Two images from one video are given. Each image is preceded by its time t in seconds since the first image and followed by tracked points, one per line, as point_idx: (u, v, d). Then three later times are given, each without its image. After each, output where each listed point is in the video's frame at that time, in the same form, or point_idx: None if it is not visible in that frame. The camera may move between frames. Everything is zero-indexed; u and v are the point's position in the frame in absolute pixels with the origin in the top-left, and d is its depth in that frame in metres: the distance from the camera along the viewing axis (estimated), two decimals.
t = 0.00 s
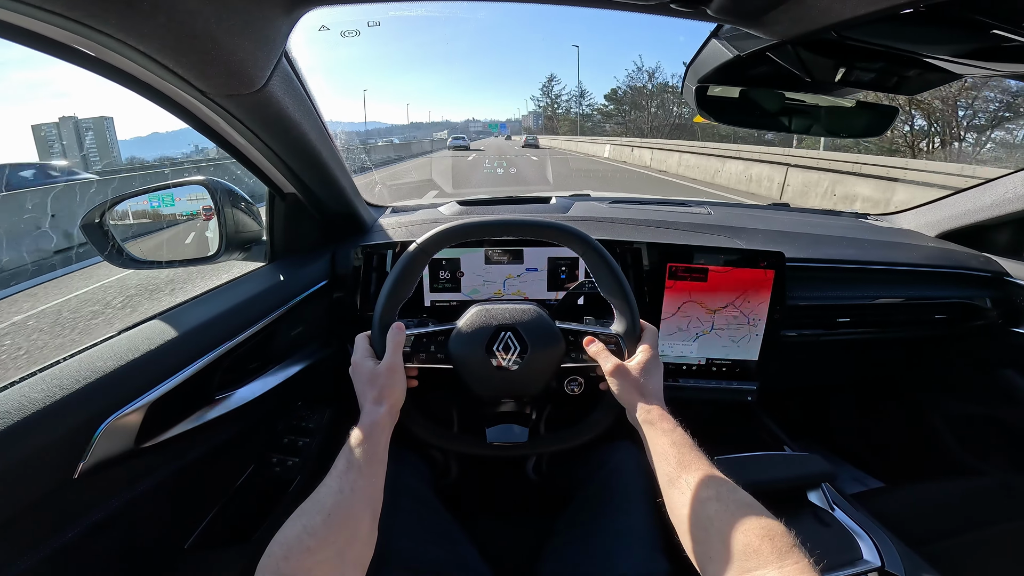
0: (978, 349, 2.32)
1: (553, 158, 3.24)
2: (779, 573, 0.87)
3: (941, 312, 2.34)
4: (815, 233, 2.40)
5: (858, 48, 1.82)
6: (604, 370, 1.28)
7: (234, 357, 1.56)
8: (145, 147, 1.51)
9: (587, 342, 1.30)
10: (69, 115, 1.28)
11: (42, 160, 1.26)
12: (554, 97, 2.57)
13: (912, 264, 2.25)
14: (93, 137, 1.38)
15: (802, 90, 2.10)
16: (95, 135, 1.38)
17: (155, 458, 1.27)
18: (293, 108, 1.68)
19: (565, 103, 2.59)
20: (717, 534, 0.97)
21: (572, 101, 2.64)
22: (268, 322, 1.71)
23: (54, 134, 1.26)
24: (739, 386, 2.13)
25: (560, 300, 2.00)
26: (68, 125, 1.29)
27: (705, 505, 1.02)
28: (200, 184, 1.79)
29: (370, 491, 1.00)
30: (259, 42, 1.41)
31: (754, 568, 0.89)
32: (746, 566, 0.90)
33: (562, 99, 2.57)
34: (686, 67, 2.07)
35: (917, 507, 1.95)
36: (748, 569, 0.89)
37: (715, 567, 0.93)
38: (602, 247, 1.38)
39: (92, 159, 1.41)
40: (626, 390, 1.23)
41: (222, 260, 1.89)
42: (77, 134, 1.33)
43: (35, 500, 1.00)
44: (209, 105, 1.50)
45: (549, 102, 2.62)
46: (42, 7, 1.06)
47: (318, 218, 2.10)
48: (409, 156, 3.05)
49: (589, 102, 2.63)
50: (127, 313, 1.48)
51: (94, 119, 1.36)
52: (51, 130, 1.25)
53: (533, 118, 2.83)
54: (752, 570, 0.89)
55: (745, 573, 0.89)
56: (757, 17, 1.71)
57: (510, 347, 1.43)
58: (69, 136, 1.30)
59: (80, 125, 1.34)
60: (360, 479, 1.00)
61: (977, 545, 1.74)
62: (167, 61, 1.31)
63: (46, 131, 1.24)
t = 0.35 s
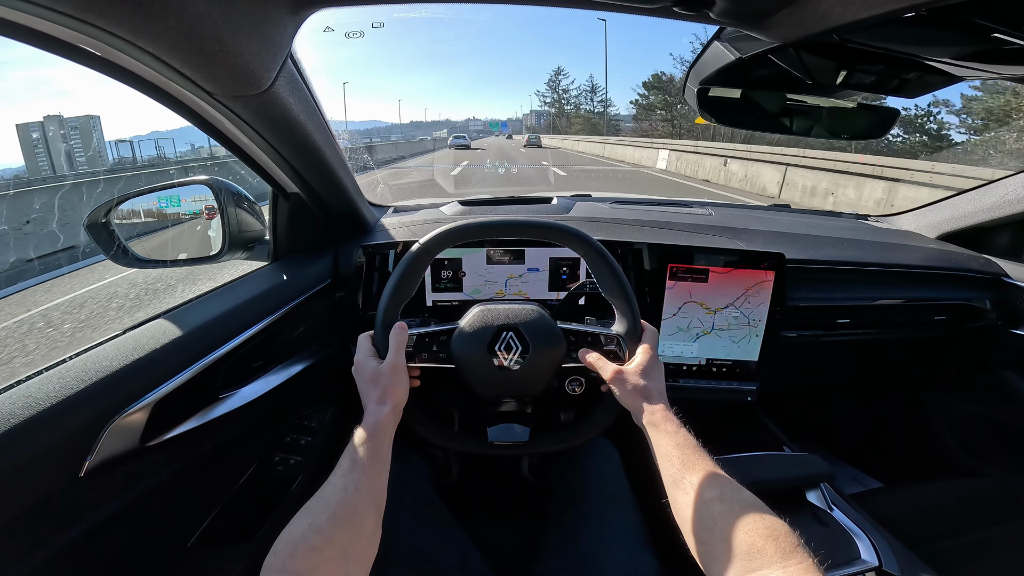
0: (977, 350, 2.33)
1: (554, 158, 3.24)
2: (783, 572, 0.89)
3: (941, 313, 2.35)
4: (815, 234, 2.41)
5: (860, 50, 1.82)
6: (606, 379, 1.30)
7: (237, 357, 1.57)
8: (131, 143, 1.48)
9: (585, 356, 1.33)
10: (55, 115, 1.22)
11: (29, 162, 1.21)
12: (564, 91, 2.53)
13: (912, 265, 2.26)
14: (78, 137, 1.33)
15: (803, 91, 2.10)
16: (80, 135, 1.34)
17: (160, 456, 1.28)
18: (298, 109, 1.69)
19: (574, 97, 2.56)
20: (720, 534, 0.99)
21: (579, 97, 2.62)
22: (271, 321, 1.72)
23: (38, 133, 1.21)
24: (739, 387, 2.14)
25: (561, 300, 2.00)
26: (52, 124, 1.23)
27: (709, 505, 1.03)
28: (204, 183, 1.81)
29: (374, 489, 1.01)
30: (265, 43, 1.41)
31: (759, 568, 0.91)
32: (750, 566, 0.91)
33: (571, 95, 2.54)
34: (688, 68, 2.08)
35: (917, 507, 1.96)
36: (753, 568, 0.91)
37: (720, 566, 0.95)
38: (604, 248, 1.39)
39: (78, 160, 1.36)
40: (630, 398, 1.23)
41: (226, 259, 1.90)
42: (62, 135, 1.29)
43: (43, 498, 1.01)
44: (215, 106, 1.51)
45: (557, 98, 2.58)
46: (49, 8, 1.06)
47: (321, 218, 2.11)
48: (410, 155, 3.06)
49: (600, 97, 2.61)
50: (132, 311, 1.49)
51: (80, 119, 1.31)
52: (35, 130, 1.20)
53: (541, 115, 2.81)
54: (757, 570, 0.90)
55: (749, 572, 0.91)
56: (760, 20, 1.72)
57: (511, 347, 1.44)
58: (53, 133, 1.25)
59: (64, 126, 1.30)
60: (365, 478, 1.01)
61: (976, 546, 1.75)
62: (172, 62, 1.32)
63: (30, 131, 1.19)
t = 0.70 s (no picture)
0: (978, 353, 2.31)
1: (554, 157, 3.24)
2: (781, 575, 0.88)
3: (941, 315, 2.34)
4: (815, 235, 2.39)
5: (860, 50, 1.82)
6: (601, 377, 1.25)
7: (233, 356, 1.56)
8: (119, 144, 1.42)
9: (580, 354, 1.26)
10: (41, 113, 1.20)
11: (13, 161, 1.19)
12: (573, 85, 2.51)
13: (914, 266, 2.24)
14: (65, 136, 1.30)
15: (804, 91, 2.09)
16: (67, 136, 1.31)
17: (154, 457, 1.28)
18: (293, 108, 1.69)
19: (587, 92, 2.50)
20: (718, 537, 0.98)
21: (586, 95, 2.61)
22: (268, 320, 1.72)
23: (23, 132, 1.19)
24: (738, 388, 2.14)
25: (559, 300, 2.00)
26: (38, 124, 1.21)
27: (707, 508, 1.02)
28: (202, 183, 1.80)
29: (368, 489, 1.01)
30: (259, 42, 1.41)
31: (757, 572, 0.90)
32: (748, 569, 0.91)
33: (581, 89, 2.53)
34: (687, 68, 2.07)
35: (915, 509, 1.94)
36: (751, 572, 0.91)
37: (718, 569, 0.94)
38: (600, 248, 1.38)
39: (63, 156, 1.32)
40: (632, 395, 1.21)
41: (223, 259, 1.88)
42: (49, 136, 1.26)
43: (34, 498, 1.01)
44: (211, 105, 1.51)
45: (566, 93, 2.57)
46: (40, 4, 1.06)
47: (318, 217, 2.10)
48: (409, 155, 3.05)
49: (612, 95, 2.58)
50: (128, 310, 1.49)
51: (65, 117, 1.28)
52: (20, 130, 1.18)
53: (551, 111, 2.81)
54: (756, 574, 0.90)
55: None
56: (760, 20, 1.71)
57: (508, 348, 1.44)
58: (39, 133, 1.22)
59: (51, 127, 1.27)
60: (360, 477, 1.01)
61: (976, 548, 1.73)
62: (167, 61, 1.32)
63: (14, 130, 1.17)
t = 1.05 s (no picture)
0: (988, 359, 2.27)
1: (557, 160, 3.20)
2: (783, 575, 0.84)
3: (953, 321, 2.29)
4: (823, 239, 2.36)
5: (873, 50, 1.79)
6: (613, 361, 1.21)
7: (230, 361, 1.53)
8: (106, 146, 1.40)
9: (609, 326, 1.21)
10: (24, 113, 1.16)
11: None
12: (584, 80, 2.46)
13: (922, 271, 2.21)
14: (49, 137, 1.27)
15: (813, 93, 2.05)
16: (51, 135, 1.27)
17: (146, 466, 1.24)
18: (292, 107, 1.65)
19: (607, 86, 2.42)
20: (716, 535, 0.94)
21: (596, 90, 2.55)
22: (266, 325, 1.68)
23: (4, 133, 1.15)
24: (745, 395, 2.10)
25: (564, 305, 1.96)
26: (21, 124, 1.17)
27: (705, 506, 0.98)
28: (199, 185, 1.77)
29: (365, 499, 0.97)
30: (257, 38, 1.38)
31: (756, 570, 0.86)
32: (747, 568, 0.87)
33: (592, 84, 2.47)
34: (695, 69, 2.04)
35: (926, 517, 1.90)
36: (750, 571, 0.86)
37: (715, 569, 0.90)
38: (607, 253, 1.33)
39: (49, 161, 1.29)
40: (633, 388, 1.18)
41: (221, 262, 1.86)
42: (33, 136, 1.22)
43: (18, 507, 0.97)
44: (206, 103, 1.47)
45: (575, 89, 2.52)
46: None
47: (318, 219, 2.07)
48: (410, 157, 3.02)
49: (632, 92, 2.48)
50: (124, 313, 1.45)
51: (49, 116, 1.24)
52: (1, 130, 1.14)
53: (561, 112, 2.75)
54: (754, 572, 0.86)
55: None
56: (772, 19, 1.69)
57: (512, 355, 1.40)
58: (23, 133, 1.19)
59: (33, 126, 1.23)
60: (357, 486, 0.97)
61: (989, 556, 1.70)
62: (162, 56, 1.28)
63: None
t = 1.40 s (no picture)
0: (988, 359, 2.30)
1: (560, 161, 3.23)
2: (767, 560, 0.86)
3: (952, 322, 2.32)
4: (824, 240, 2.38)
5: (877, 56, 1.82)
6: (620, 359, 1.23)
7: (243, 358, 1.55)
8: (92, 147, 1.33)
9: (620, 325, 1.24)
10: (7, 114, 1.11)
11: None
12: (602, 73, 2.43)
13: (922, 273, 2.24)
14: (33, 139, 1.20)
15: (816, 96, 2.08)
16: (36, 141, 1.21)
17: (161, 462, 1.26)
18: (309, 107, 1.68)
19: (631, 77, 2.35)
20: (705, 519, 0.96)
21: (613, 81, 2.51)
22: (277, 323, 1.71)
23: None
24: (747, 394, 2.12)
25: (569, 305, 1.98)
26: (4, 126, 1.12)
27: (696, 491, 1.01)
28: (210, 183, 1.77)
29: (385, 491, 0.99)
30: (279, 39, 1.40)
31: (743, 553, 0.89)
32: (735, 551, 0.89)
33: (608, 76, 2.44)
34: (702, 74, 2.05)
35: (927, 515, 1.93)
36: (737, 555, 0.89)
37: (701, 551, 0.93)
38: (614, 253, 1.35)
39: (29, 159, 1.19)
40: (635, 385, 1.21)
41: (231, 260, 1.89)
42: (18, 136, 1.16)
43: (42, 501, 0.99)
44: (226, 102, 1.50)
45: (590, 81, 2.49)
46: None
47: (327, 218, 2.09)
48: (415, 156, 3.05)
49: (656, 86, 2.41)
50: (138, 310, 1.48)
51: (33, 116, 1.19)
52: None
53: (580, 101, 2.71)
54: (741, 555, 0.88)
55: (733, 559, 0.89)
56: (780, 25, 1.72)
57: (520, 353, 1.42)
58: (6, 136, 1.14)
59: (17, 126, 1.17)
60: (374, 478, 1.00)
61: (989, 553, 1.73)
62: (187, 57, 1.31)
63: None
